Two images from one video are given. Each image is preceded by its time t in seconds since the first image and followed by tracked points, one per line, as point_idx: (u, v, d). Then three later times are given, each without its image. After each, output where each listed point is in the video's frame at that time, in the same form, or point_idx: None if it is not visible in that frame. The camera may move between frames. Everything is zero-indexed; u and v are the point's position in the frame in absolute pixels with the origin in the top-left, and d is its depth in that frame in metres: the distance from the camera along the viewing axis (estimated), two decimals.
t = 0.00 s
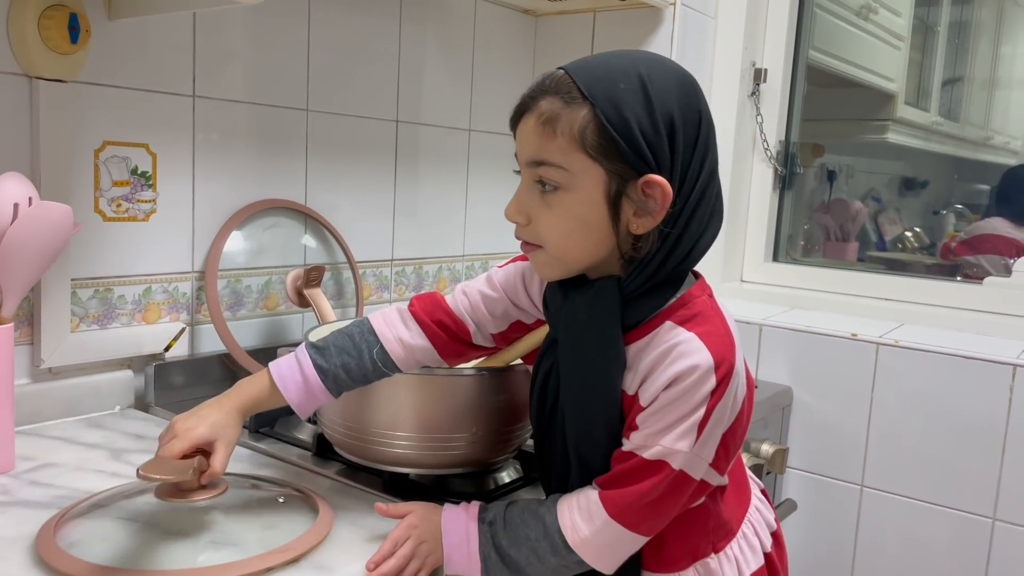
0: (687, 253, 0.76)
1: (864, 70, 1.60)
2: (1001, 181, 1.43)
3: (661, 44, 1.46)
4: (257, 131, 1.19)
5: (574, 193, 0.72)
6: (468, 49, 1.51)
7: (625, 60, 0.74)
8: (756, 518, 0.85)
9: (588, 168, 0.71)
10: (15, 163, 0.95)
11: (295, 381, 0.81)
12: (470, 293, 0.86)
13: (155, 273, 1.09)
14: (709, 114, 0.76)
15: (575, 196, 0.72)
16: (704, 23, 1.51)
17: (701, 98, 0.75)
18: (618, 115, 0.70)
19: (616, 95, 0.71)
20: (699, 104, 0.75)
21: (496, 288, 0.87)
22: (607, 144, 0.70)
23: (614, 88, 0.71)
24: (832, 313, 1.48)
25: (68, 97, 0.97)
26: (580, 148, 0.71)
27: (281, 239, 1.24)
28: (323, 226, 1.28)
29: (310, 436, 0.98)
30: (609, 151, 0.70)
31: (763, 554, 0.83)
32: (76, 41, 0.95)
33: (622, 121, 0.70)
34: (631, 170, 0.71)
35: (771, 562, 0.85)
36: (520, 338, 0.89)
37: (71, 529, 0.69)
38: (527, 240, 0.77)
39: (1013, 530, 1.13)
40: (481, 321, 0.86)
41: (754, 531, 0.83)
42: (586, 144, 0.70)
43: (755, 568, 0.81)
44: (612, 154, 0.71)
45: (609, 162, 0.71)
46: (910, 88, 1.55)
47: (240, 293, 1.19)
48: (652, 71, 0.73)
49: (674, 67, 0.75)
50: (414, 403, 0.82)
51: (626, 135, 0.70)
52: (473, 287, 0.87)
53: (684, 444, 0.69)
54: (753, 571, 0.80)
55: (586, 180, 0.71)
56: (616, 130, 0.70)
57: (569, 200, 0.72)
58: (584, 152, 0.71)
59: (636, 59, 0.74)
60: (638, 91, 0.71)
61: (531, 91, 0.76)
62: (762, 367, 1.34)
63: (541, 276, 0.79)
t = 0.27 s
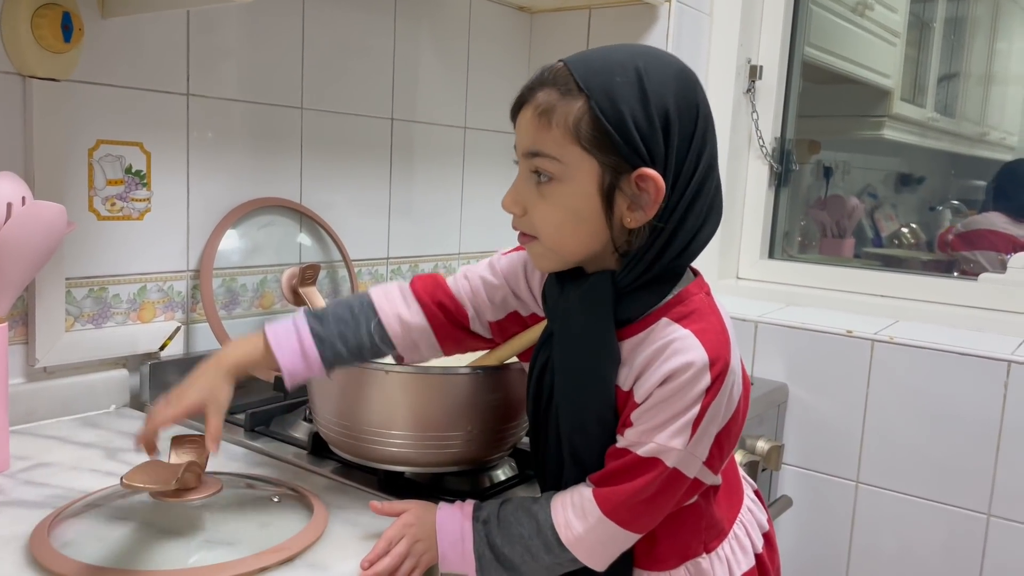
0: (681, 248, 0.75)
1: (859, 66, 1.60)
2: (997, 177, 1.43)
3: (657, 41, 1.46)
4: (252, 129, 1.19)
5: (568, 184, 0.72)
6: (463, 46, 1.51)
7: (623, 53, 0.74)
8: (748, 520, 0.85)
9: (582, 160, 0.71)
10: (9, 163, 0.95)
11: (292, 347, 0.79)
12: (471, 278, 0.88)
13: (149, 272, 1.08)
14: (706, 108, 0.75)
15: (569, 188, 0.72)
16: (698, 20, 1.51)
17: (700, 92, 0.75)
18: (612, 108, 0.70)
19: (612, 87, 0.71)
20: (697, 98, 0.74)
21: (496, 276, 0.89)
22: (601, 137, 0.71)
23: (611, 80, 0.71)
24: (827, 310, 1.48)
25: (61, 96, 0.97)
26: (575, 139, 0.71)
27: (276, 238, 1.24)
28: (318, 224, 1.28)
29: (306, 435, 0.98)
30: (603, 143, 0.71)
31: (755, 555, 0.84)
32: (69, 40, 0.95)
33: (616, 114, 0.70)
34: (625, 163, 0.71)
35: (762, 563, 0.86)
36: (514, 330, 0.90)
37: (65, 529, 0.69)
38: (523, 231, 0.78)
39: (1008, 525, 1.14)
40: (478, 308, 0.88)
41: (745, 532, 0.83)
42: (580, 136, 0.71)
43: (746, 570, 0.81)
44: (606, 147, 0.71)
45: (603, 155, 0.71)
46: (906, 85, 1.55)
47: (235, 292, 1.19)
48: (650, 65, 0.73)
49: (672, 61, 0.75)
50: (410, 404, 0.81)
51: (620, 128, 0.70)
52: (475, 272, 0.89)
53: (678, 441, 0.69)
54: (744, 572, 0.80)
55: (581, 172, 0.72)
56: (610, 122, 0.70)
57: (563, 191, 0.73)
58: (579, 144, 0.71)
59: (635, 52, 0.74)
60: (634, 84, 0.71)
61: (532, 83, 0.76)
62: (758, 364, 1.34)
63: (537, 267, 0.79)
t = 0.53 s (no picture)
0: (687, 220, 0.74)
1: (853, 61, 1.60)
2: (991, 172, 1.43)
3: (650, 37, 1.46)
4: (244, 126, 1.18)
5: (576, 157, 0.73)
6: (456, 42, 1.51)
7: (631, 31, 0.74)
8: (739, 533, 0.84)
9: (589, 133, 0.72)
10: None
11: (357, 214, 0.90)
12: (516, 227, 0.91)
13: (140, 270, 1.08)
14: (717, 77, 0.74)
15: (578, 162, 0.73)
16: (691, 16, 1.50)
17: (711, 63, 0.74)
18: (615, 82, 0.71)
19: (615, 63, 0.71)
20: (705, 68, 0.73)
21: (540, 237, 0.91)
22: (605, 111, 0.71)
23: (614, 56, 0.71)
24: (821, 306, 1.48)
25: (51, 94, 0.96)
26: (581, 114, 0.72)
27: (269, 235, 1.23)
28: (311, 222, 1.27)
29: (298, 433, 0.98)
30: (608, 117, 0.71)
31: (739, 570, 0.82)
32: (59, 37, 0.93)
33: (618, 88, 0.70)
34: (631, 135, 0.71)
35: None
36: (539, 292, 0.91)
37: (55, 529, 0.69)
38: (542, 210, 0.78)
39: (999, 520, 1.14)
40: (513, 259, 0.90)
41: (733, 544, 0.82)
42: (585, 109, 0.72)
43: None
44: (610, 120, 0.71)
45: (610, 128, 0.71)
46: (901, 80, 1.55)
47: (228, 290, 1.19)
48: (656, 39, 0.73)
49: (681, 35, 0.74)
50: (400, 400, 0.81)
51: (622, 100, 0.70)
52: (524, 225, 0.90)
53: (658, 427, 0.69)
54: None
55: (588, 145, 0.72)
56: (613, 95, 0.70)
57: (573, 165, 0.73)
58: (585, 118, 0.72)
59: (643, 28, 0.74)
60: (637, 58, 0.71)
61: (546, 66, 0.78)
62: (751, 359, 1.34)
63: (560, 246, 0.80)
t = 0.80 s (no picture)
0: (708, 206, 0.73)
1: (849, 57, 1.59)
2: (987, 168, 1.43)
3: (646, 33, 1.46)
4: (236, 123, 1.17)
5: (606, 160, 0.74)
6: (450, 39, 1.50)
7: (645, 29, 0.74)
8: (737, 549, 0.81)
9: (611, 133, 0.73)
10: None
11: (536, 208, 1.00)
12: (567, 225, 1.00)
13: (132, 268, 1.07)
14: (733, 61, 0.73)
15: (606, 162, 0.74)
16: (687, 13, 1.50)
17: (726, 49, 0.73)
18: (627, 80, 0.71)
19: (628, 62, 0.72)
20: (717, 53, 0.72)
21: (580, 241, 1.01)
22: (622, 109, 0.72)
23: (627, 56, 0.72)
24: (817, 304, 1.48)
25: (40, 90, 0.95)
26: (602, 115, 0.73)
27: (262, 233, 1.23)
28: (304, 219, 1.27)
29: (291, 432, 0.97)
30: (626, 115, 0.72)
31: None
32: (48, 34, 0.92)
33: (631, 84, 0.71)
34: (647, 129, 0.71)
35: None
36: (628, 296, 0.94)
37: (44, 531, 0.68)
38: (583, 209, 0.80)
39: (994, 517, 1.14)
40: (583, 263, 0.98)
41: (727, 559, 0.79)
42: (605, 111, 0.73)
43: None
44: (628, 116, 0.72)
45: (628, 125, 0.72)
46: (896, 77, 1.55)
47: (221, 288, 1.18)
48: (668, 32, 0.73)
49: (695, 24, 0.74)
50: (392, 399, 0.80)
51: (636, 97, 0.71)
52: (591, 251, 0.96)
53: (649, 406, 0.68)
54: None
55: (611, 144, 0.73)
56: (628, 93, 0.71)
57: (601, 164, 0.75)
58: (606, 119, 0.73)
59: (656, 25, 0.74)
60: (648, 54, 0.72)
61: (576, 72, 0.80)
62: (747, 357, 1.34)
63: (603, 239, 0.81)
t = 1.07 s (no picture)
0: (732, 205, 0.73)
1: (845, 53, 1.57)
2: (983, 165, 1.40)
3: (641, 30, 1.45)
4: (229, 120, 1.16)
5: (645, 142, 0.75)
6: (444, 35, 1.49)
7: (706, 25, 0.75)
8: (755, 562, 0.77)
9: (653, 116, 0.74)
10: None
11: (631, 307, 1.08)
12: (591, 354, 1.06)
13: (122, 267, 1.06)
14: (785, 64, 0.73)
15: (646, 145, 0.75)
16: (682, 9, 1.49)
17: (780, 53, 0.73)
18: (677, 68, 0.73)
19: (681, 52, 0.73)
20: (769, 54, 0.72)
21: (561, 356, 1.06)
22: (667, 95, 0.73)
23: (681, 46, 0.73)
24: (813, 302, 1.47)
25: (29, 87, 0.94)
26: (647, 98, 0.75)
27: (254, 231, 1.21)
28: (297, 217, 1.25)
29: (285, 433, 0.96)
30: (669, 100, 0.73)
31: None
32: (37, 30, 0.90)
33: (678, 73, 0.73)
34: (686, 117, 0.72)
35: None
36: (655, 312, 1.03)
37: (33, 535, 0.67)
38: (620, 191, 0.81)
39: (991, 516, 1.14)
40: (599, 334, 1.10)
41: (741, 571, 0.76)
42: (651, 94, 0.74)
43: None
44: (671, 102, 0.73)
45: (670, 110, 0.73)
46: (892, 73, 1.53)
47: (213, 287, 1.17)
48: (726, 30, 0.73)
49: (755, 26, 0.74)
50: (386, 399, 0.79)
51: (682, 86, 0.72)
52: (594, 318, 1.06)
53: (655, 395, 0.67)
54: None
55: (652, 127, 0.75)
56: (675, 81, 0.73)
57: (638, 146, 0.76)
58: (650, 102, 0.74)
59: (717, 22, 0.75)
60: (701, 47, 0.73)
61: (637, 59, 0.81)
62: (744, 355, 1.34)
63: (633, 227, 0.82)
